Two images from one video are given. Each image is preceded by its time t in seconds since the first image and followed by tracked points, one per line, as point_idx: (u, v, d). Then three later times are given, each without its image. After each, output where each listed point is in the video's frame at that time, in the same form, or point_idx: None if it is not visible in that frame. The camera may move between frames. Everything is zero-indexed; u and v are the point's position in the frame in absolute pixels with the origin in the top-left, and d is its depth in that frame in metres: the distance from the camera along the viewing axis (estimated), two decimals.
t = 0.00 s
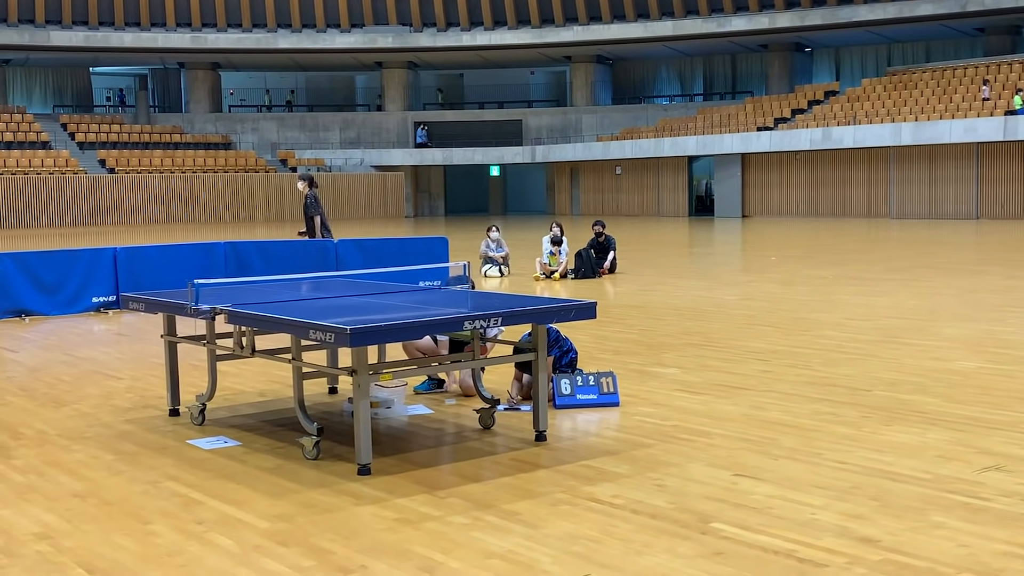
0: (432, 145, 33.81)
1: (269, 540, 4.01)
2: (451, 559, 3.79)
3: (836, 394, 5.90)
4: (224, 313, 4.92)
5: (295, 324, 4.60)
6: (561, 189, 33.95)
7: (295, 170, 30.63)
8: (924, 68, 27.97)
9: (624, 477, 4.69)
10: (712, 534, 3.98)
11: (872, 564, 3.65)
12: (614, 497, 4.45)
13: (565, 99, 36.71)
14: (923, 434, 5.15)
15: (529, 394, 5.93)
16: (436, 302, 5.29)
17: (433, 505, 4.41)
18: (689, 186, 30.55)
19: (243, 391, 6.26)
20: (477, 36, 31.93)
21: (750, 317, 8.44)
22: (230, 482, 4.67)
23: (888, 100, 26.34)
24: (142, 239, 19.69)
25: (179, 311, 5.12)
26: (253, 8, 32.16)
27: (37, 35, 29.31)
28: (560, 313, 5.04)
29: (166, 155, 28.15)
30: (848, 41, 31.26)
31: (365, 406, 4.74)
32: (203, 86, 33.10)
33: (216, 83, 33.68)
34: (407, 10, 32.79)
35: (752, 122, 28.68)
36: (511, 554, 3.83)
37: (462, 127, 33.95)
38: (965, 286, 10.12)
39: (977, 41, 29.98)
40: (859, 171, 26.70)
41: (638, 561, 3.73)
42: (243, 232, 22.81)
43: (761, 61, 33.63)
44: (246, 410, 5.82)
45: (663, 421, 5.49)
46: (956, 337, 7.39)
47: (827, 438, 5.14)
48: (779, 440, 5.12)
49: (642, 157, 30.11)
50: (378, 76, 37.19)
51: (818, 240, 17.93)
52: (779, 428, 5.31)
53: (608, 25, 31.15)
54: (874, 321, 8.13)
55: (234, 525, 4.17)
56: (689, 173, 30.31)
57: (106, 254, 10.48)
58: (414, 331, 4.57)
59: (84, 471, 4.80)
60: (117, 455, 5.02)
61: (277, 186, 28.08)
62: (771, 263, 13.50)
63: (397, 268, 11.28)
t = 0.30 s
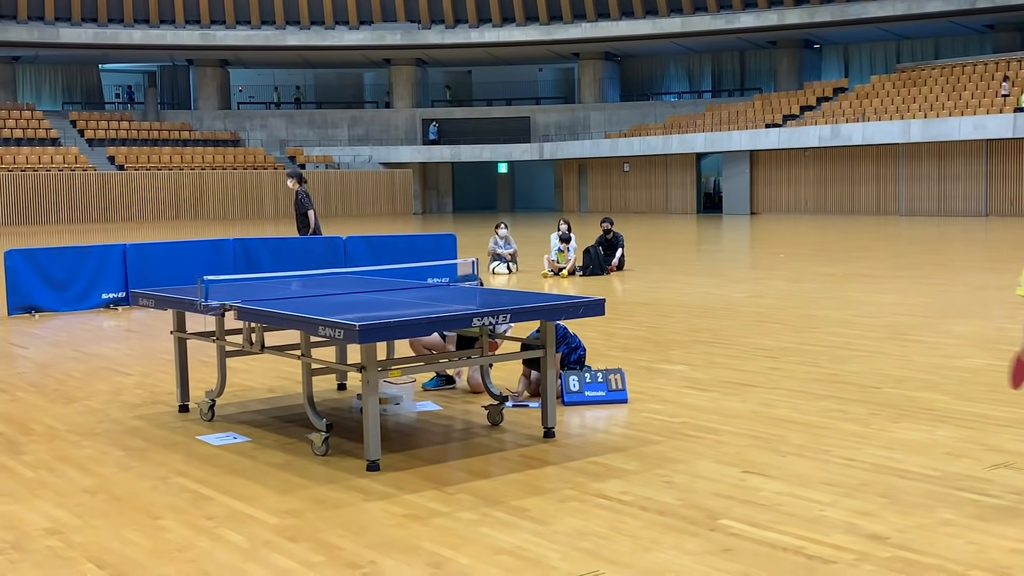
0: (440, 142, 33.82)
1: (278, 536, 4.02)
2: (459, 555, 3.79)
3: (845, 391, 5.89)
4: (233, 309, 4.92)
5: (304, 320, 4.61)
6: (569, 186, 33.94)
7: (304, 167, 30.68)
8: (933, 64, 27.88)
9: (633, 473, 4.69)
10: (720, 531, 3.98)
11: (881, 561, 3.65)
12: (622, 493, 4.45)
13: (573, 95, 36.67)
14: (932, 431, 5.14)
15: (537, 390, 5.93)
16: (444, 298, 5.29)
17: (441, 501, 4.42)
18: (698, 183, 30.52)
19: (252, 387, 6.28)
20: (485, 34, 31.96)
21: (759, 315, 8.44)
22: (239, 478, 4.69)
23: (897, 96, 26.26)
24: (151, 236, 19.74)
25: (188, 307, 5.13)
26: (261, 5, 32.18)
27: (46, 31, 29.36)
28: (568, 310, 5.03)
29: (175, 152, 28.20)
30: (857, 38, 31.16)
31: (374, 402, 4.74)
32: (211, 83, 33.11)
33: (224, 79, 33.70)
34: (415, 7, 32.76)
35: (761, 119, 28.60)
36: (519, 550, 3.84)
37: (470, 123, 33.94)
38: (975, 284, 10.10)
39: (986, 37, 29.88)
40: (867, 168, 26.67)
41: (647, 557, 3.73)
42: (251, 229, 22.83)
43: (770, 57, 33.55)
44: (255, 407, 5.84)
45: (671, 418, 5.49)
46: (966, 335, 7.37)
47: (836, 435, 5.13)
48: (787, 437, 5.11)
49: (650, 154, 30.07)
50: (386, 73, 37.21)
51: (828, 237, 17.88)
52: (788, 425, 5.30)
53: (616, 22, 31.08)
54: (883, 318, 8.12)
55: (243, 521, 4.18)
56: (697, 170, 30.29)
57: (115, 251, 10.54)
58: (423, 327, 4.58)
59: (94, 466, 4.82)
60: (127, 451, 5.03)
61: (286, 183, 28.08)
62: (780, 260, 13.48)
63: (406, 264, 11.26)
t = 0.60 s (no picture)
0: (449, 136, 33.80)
1: (289, 529, 4.03)
2: (470, 549, 3.80)
3: (855, 386, 5.89)
4: (243, 303, 4.93)
5: (314, 314, 4.61)
6: (577, 180, 33.92)
7: (313, 162, 30.69)
8: (943, 58, 27.76)
9: (642, 467, 4.70)
10: (731, 525, 3.98)
11: (891, 554, 3.65)
12: (632, 487, 4.45)
13: (582, 90, 36.61)
14: (943, 426, 5.13)
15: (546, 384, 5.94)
16: (453, 293, 5.29)
17: (452, 495, 4.42)
18: (707, 177, 30.46)
19: (263, 381, 6.30)
20: (493, 28, 31.90)
21: (769, 309, 8.43)
22: (250, 472, 4.70)
23: (907, 90, 26.16)
24: (162, 231, 19.76)
25: (199, 301, 5.14)
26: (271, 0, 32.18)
27: (56, 27, 29.41)
28: (578, 304, 5.03)
29: (185, 147, 28.25)
30: (867, 31, 31.03)
31: (384, 396, 4.75)
32: (221, 78, 33.13)
33: (233, 74, 33.70)
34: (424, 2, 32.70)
35: (771, 113, 28.51)
36: (530, 544, 3.84)
37: (479, 118, 33.89)
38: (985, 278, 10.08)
39: (997, 31, 29.74)
40: (877, 162, 26.61)
41: (657, 551, 3.73)
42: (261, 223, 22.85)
43: (779, 51, 33.44)
44: (265, 400, 5.85)
45: (681, 412, 5.50)
46: (976, 328, 7.35)
47: (846, 429, 5.12)
48: (797, 432, 5.11)
49: (659, 148, 30.02)
50: (395, 68, 37.19)
51: (838, 231, 17.82)
52: (798, 419, 5.30)
53: (625, 16, 30.97)
54: (893, 312, 8.10)
55: (254, 514, 4.20)
56: (706, 164, 30.28)
57: (126, 246, 10.58)
58: (433, 321, 4.58)
59: (106, 460, 4.84)
60: (139, 445, 5.05)
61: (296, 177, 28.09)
62: (791, 254, 13.46)
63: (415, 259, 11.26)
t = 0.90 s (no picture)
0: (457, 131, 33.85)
1: (298, 523, 4.05)
2: (479, 542, 3.81)
3: (865, 379, 5.88)
4: (253, 299, 4.94)
5: (323, 308, 4.62)
6: (586, 174, 33.91)
7: (322, 157, 30.76)
8: (953, 50, 27.65)
9: (651, 461, 4.69)
10: (740, 519, 3.97)
11: (901, 547, 3.64)
12: (641, 480, 4.45)
13: (590, 84, 36.58)
14: (953, 419, 5.12)
15: (555, 378, 5.94)
16: (462, 287, 5.29)
17: (460, 488, 4.43)
18: (716, 171, 30.44)
19: (272, 375, 6.32)
20: (501, 22, 31.89)
21: (778, 302, 8.41)
22: (260, 466, 4.71)
23: (916, 83, 26.05)
24: (171, 226, 19.79)
25: (208, 296, 5.15)
26: None
27: (65, 23, 29.50)
28: (586, 298, 5.03)
29: (194, 142, 28.29)
30: (876, 24, 30.92)
31: (393, 390, 4.75)
32: (229, 73, 33.14)
33: (242, 69, 33.73)
34: None
35: (779, 106, 28.43)
36: (539, 537, 3.85)
37: (487, 112, 33.90)
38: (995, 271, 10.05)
39: (1007, 23, 29.61)
40: (886, 155, 26.53)
41: (666, 545, 3.73)
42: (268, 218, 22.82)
43: (788, 44, 33.36)
44: (274, 395, 5.86)
45: (690, 405, 5.49)
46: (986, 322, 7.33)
47: (856, 422, 5.12)
48: (807, 425, 5.10)
49: (668, 142, 29.97)
50: (404, 62, 37.20)
51: (846, 225, 17.79)
52: (807, 413, 5.29)
53: (633, 9, 30.86)
54: (903, 306, 8.08)
55: (263, 508, 4.21)
56: (714, 158, 30.29)
57: (136, 241, 10.61)
58: (441, 316, 4.59)
59: (116, 454, 4.85)
60: (148, 440, 5.06)
61: (305, 172, 28.15)
62: (800, 247, 13.43)
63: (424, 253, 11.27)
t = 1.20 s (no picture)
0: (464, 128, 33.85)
1: (308, 519, 4.05)
2: (489, 539, 3.81)
3: (874, 374, 5.87)
4: (262, 295, 4.94)
5: (332, 305, 4.63)
6: (593, 170, 33.82)
7: (329, 153, 30.78)
8: (961, 45, 27.55)
9: (660, 457, 4.69)
10: (749, 515, 3.97)
11: (910, 543, 3.64)
12: (650, 477, 4.45)
13: (598, 80, 36.53)
14: (963, 414, 5.11)
15: (564, 374, 5.94)
16: (470, 284, 5.29)
17: (469, 485, 4.43)
18: (723, 166, 30.43)
19: (281, 372, 6.33)
20: (508, 18, 31.87)
21: (787, 298, 8.39)
22: (269, 463, 4.72)
23: (925, 77, 25.97)
24: (180, 223, 19.84)
25: (217, 293, 5.16)
26: None
27: (73, 20, 29.54)
28: (595, 294, 5.02)
29: (202, 139, 28.35)
30: (884, 18, 30.82)
31: (401, 387, 4.76)
32: (237, 70, 33.15)
33: (250, 66, 33.74)
34: None
35: (787, 101, 28.34)
36: (548, 533, 3.85)
37: (494, 109, 33.87)
38: (1005, 265, 10.02)
39: (1017, 17, 29.50)
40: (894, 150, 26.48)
41: (675, 541, 3.73)
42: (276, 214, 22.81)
43: (796, 39, 33.28)
44: (283, 392, 5.87)
45: (698, 402, 5.49)
46: (996, 317, 7.32)
47: (865, 418, 5.11)
48: (816, 421, 5.09)
49: (675, 137, 29.92)
50: (411, 59, 37.18)
51: (855, 220, 17.74)
52: (816, 408, 5.29)
53: (640, 4, 30.75)
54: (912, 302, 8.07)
55: (273, 505, 4.22)
56: (723, 153, 30.24)
57: (145, 239, 10.64)
58: (450, 312, 4.59)
59: (126, 451, 4.86)
60: (158, 437, 5.07)
61: (313, 168, 28.18)
62: (808, 243, 13.42)
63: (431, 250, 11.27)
